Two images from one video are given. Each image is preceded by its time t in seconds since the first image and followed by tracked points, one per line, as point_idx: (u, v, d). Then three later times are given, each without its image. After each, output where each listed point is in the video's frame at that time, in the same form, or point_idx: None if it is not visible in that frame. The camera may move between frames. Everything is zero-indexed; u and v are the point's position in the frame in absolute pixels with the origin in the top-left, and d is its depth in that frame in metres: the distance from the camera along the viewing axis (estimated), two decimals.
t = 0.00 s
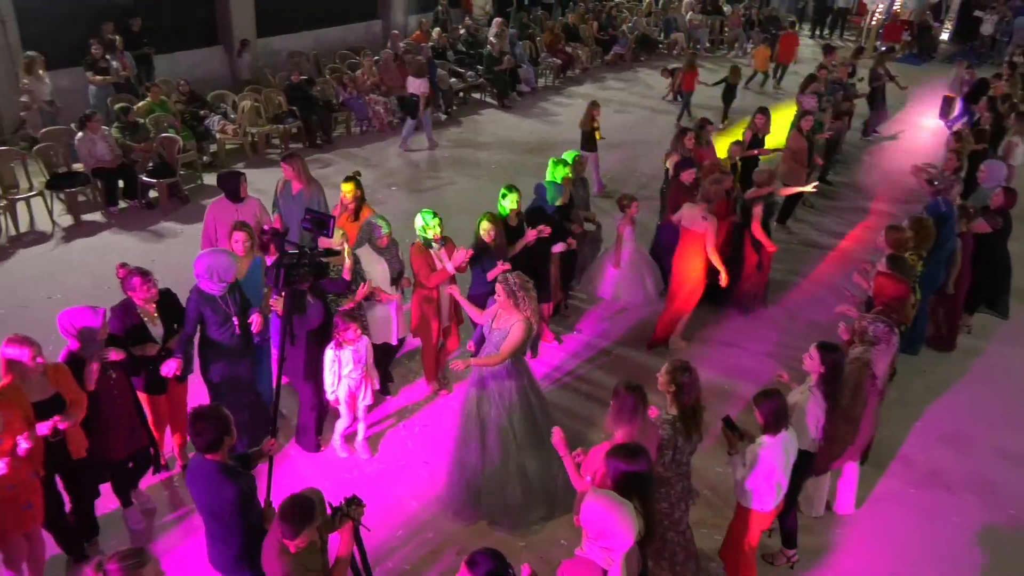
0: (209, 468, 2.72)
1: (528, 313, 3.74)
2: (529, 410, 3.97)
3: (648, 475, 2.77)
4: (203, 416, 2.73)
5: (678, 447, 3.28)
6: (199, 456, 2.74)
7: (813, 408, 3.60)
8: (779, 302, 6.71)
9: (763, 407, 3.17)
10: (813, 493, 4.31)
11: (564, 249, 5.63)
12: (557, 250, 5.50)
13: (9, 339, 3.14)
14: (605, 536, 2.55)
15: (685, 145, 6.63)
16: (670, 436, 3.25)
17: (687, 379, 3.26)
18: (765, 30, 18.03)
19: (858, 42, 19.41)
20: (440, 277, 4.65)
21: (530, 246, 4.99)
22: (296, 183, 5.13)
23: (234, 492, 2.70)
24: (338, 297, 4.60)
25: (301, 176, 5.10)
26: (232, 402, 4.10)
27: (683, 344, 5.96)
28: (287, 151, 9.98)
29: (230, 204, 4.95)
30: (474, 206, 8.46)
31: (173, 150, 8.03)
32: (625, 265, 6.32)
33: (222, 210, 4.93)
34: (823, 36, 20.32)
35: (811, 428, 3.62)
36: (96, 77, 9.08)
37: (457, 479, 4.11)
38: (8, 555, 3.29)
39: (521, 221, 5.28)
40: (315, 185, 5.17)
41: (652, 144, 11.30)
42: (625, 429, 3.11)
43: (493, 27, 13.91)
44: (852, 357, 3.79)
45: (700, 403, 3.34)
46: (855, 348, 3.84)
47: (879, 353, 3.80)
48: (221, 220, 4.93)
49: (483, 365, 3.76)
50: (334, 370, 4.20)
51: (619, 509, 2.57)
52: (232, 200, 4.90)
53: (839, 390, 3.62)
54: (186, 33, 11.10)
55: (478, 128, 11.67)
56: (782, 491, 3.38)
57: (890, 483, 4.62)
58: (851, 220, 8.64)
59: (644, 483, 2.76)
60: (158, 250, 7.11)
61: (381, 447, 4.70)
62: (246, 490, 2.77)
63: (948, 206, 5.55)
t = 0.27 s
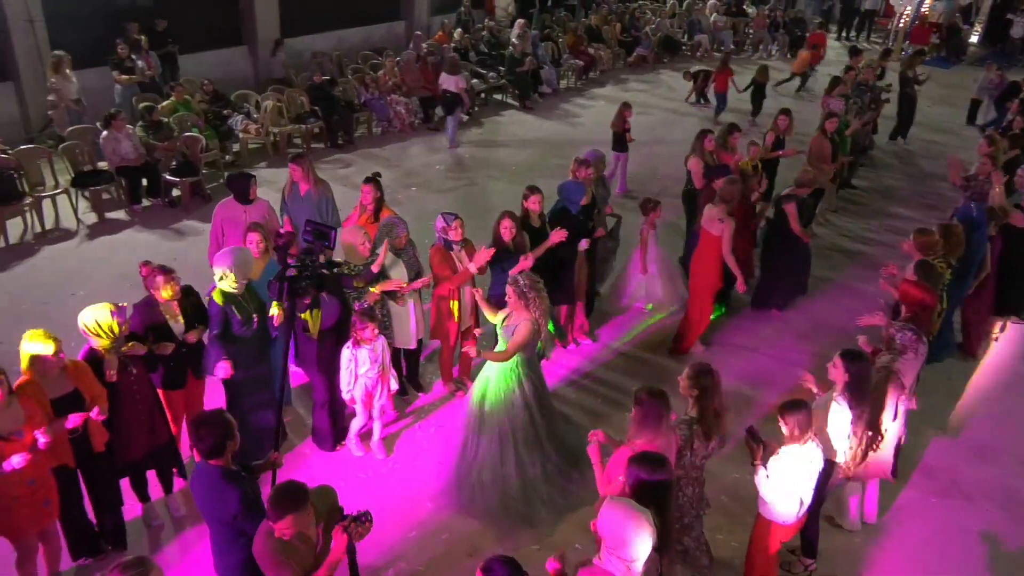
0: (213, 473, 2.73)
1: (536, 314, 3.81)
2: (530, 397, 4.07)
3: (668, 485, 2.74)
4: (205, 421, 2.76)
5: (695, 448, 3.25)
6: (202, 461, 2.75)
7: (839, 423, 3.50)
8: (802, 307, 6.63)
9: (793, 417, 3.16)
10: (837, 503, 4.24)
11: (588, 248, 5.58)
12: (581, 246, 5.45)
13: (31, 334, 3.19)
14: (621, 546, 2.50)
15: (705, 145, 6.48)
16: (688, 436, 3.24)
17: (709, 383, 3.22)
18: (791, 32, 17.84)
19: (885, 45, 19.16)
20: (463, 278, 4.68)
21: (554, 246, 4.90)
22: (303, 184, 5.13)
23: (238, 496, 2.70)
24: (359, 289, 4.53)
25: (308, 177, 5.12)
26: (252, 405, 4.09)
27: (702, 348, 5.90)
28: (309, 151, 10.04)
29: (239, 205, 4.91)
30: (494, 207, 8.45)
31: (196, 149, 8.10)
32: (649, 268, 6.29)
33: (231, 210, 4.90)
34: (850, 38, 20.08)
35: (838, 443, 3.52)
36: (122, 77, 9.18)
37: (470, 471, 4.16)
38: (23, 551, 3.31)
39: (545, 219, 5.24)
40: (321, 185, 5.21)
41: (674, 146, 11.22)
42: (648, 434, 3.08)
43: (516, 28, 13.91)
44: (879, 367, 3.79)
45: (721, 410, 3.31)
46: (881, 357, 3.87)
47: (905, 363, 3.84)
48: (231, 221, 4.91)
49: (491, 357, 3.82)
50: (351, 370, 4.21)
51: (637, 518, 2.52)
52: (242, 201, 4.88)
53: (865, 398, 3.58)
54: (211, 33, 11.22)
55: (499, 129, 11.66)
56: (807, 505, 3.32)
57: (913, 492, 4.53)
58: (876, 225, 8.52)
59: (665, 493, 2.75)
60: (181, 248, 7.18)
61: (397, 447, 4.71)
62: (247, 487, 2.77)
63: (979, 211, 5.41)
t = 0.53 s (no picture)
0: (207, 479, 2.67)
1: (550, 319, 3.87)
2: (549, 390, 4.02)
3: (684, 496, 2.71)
4: (201, 428, 2.67)
5: (707, 452, 3.20)
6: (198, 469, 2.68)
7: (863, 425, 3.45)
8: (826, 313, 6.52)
9: (810, 425, 3.04)
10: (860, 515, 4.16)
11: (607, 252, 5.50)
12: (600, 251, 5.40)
13: (53, 329, 3.20)
14: (627, 553, 2.49)
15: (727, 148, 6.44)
16: (702, 440, 3.19)
17: (728, 389, 3.17)
18: (819, 35, 17.62)
19: (916, 47, 18.86)
20: (480, 279, 4.67)
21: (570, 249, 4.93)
22: (315, 186, 5.12)
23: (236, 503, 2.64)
24: (377, 293, 4.56)
25: (321, 179, 5.10)
26: (267, 406, 4.14)
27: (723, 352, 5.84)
28: (332, 150, 10.08)
29: (254, 207, 4.92)
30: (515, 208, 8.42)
31: (220, 148, 8.16)
32: (675, 272, 6.23)
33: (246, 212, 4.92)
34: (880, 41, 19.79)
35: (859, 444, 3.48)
36: (149, 75, 9.29)
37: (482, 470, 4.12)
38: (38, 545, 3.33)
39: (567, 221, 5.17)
40: (335, 187, 5.20)
41: (698, 148, 11.12)
42: (665, 439, 3.05)
43: (540, 29, 13.88)
44: (902, 375, 3.66)
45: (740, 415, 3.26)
46: (904, 366, 3.71)
47: (930, 375, 3.70)
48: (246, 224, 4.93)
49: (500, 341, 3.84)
50: (361, 368, 4.22)
51: (640, 524, 2.50)
52: (256, 203, 4.89)
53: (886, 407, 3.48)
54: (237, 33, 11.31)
55: (522, 130, 11.63)
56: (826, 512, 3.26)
57: (938, 504, 4.43)
58: (904, 231, 8.37)
59: (678, 503, 2.71)
60: (204, 246, 7.23)
61: (413, 446, 4.70)
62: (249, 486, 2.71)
63: (1008, 218, 5.30)
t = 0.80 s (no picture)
0: (200, 477, 2.68)
1: (564, 327, 3.81)
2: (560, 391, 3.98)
3: (685, 503, 2.65)
4: (192, 428, 2.65)
5: (719, 461, 3.07)
6: (194, 469, 2.68)
7: (872, 430, 3.47)
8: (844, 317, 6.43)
9: (817, 429, 2.99)
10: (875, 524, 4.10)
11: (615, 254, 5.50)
12: (606, 255, 5.37)
13: (65, 328, 3.21)
14: (614, 554, 2.45)
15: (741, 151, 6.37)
16: (714, 446, 3.07)
17: (735, 393, 3.22)
18: (840, 36, 17.42)
19: (939, 49, 18.61)
20: (488, 280, 4.66)
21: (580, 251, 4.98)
22: (325, 192, 5.13)
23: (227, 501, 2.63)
24: (384, 294, 4.50)
25: (330, 184, 5.10)
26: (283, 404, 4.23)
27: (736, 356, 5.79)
28: (348, 150, 10.10)
29: (264, 212, 4.84)
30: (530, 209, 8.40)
31: (238, 147, 8.21)
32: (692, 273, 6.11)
33: (257, 217, 4.83)
34: (903, 43, 19.56)
35: (868, 445, 3.50)
36: (169, 75, 9.36)
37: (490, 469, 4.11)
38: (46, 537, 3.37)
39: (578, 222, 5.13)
40: (342, 191, 5.17)
41: (716, 150, 11.04)
42: (670, 445, 3.01)
43: (558, 30, 13.85)
44: (910, 379, 3.61)
45: (745, 417, 3.27)
46: (913, 370, 3.68)
47: (939, 379, 3.63)
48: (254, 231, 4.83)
49: (500, 336, 3.86)
50: (370, 363, 4.23)
51: (630, 524, 2.46)
52: (266, 209, 4.81)
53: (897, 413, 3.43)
54: (257, 34, 11.39)
55: (539, 131, 11.60)
56: (834, 520, 3.20)
57: (956, 513, 4.36)
58: (925, 235, 8.24)
59: (679, 510, 2.65)
60: (219, 244, 7.26)
61: (422, 446, 4.70)
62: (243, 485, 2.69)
63: None
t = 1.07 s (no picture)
0: (188, 471, 2.67)
1: (575, 331, 3.66)
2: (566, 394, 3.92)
3: (673, 499, 2.62)
4: (183, 423, 2.63)
5: (714, 462, 3.14)
6: (184, 462, 2.67)
7: (873, 429, 3.56)
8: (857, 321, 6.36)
9: (816, 428, 3.00)
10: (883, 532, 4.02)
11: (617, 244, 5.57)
12: (608, 246, 5.41)
13: (68, 319, 3.26)
14: (601, 547, 2.45)
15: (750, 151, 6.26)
16: (710, 444, 3.12)
17: (731, 390, 3.14)
18: (859, 39, 17.25)
19: (960, 52, 18.38)
20: (490, 277, 4.67)
21: (584, 248, 4.99)
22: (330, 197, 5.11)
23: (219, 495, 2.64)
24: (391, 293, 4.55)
25: (337, 188, 5.01)
26: (284, 400, 4.21)
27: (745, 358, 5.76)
28: (362, 150, 10.13)
29: (275, 219, 4.85)
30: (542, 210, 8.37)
31: (251, 146, 8.25)
32: (706, 264, 5.93)
33: (265, 222, 4.83)
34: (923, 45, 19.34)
35: (869, 439, 3.59)
36: (185, 74, 9.42)
37: (498, 468, 4.08)
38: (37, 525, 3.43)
39: (582, 219, 5.16)
40: (349, 196, 5.10)
41: (731, 152, 10.96)
42: (664, 443, 3.02)
43: (574, 31, 13.81)
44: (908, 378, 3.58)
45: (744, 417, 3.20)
46: (912, 369, 3.63)
47: (938, 379, 3.59)
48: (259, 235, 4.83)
49: (504, 340, 3.77)
50: (378, 364, 4.22)
51: (619, 521, 2.46)
52: (275, 214, 4.82)
53: (898, 411, 3.43)
54: (273, 34, 11.45)
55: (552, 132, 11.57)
56: (831, 522, 3.15)
57: (968, 520, 4.29)
58: (942, 239, 8.14)
59: (672, 506, 2.63)
60: (231, 243, 7.29)
61: (429, 445, 4.69)
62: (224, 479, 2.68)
63: None
